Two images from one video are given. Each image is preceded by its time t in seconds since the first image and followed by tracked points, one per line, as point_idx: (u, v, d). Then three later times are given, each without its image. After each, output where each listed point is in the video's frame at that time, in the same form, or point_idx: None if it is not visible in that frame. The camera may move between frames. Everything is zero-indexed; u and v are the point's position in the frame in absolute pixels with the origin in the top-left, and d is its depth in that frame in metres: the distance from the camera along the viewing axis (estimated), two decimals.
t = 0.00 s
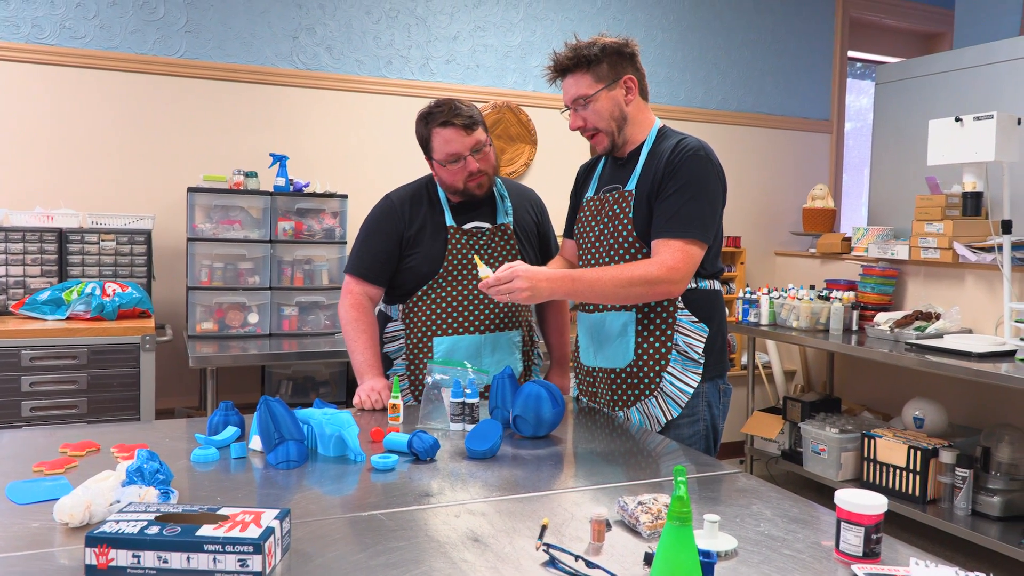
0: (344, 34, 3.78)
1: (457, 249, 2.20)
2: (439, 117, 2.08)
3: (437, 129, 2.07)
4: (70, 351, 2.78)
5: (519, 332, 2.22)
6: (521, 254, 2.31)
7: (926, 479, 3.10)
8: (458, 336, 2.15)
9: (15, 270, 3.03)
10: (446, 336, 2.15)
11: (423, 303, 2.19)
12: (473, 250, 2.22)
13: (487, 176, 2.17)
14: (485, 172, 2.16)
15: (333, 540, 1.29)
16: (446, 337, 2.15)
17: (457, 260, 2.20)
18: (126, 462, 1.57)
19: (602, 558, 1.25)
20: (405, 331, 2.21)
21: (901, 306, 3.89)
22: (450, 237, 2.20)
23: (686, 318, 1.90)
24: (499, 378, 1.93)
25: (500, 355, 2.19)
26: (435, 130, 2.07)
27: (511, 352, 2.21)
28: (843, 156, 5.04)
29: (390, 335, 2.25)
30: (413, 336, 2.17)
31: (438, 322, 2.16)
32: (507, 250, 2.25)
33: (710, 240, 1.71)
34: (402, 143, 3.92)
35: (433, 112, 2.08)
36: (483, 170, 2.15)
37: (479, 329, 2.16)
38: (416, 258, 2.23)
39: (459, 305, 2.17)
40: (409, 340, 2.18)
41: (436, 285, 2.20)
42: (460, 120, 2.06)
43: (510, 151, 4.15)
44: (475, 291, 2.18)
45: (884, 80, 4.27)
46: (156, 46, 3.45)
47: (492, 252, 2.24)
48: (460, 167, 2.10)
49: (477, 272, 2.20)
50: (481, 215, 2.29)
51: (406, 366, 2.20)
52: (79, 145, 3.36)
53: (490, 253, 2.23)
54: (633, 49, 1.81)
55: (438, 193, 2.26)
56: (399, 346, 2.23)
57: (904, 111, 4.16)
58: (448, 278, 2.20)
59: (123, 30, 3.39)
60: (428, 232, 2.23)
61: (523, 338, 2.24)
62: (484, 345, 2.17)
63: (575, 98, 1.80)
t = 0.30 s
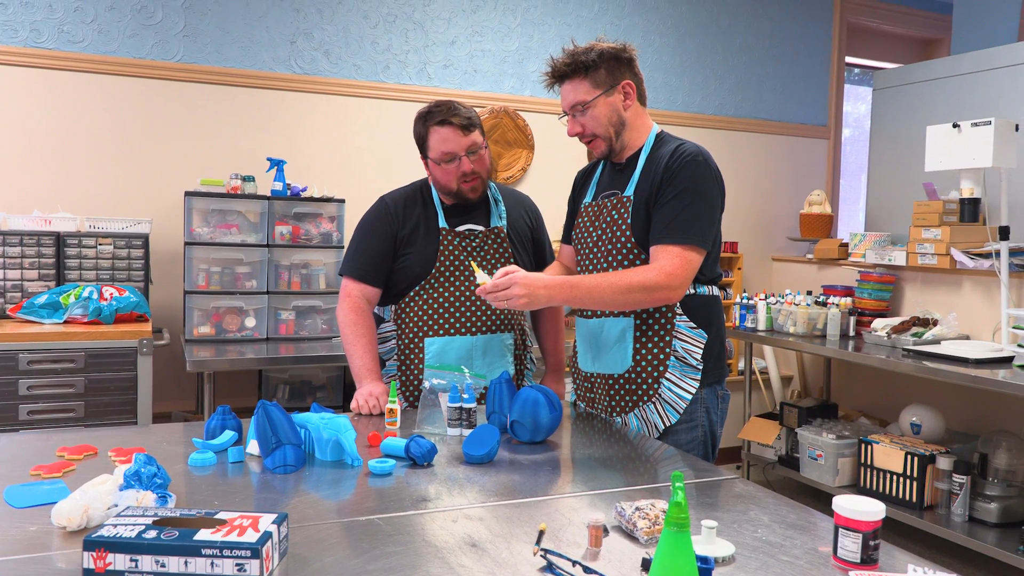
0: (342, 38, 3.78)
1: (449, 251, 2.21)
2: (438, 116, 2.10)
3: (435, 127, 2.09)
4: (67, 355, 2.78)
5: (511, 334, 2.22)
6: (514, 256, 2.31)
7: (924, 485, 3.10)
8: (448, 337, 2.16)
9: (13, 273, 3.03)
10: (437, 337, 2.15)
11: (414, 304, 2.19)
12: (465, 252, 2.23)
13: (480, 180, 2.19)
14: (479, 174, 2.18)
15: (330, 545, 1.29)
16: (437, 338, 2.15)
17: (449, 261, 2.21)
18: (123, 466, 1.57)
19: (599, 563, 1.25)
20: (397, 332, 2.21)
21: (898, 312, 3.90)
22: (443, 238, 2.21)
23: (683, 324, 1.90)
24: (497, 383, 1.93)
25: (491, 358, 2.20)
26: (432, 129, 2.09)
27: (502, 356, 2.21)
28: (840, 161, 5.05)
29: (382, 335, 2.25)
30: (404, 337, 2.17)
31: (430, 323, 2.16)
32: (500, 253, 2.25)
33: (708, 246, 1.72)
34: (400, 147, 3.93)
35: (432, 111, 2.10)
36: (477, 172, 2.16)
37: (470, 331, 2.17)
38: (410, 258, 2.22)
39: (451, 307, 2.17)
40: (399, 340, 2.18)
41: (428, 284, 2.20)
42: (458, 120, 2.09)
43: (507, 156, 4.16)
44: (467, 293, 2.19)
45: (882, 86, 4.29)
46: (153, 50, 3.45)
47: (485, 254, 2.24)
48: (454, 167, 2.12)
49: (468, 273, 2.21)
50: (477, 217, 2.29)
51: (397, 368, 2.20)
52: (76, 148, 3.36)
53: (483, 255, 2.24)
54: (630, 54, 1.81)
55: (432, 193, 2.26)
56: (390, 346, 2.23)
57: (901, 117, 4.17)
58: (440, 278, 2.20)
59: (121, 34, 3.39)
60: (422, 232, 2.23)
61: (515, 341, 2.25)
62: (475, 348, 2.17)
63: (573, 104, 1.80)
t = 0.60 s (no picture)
0: (344, 35, 3.76)
1: (444, 242, 2.21)
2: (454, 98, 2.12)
3: (447, 105, 2.11)
4: (69, 354, 2.77)
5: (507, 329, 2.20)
6: (512, 247, 2.29)
7: (932, 485, 3.08)
8: (444, 328, 2.15)
9: (15, 272, 3.02)
10: (432, 328, 2.15)
11: (409, 295, 2.19)
12: (460, 245, 2.22)
13: (477, 170, 2.17)
14: (477, 165, 2.16)
15: (333, 545, 1.27)
16: (432, 329, 2.15)
17: (443, 252, 2.21)
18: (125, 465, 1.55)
19: (606, 564, 1.23)
20: (393, 325, 2.21)
21: (905, 309, 3.87)
22: (438, 229, 2.21)
23: (691, 325, 1.88)
24: (501, 381, 1.92)
25: (486, 348, 2.18)
26: (445, 105, 2.11)
27: (498, 349, 2.20)
28: (847, 158, 5.02)
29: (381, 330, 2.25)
30: (400, 330, 2.18)
31: (425, 315, 2.16)
32: (497, 246, 2.24)
33: (712, 250, 1.70)
34: (403, 145, 3.92)
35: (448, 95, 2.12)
36: (476, 162, 2.15)
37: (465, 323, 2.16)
38: (405, 248, 2.23)
39: (447, 298, 2.18)
40: (396, 334, 2.18)
41: (423, 274, 2.20)
42: (475, 104, 2.10)
43: (511, 153, 4.14)
44: (460, 284, 2.19)
45: (890, 81, 4.26)
46: (154, 48, 3.43)
47: (482, 246, 2.23)
48: (457, 149, 2.12)
49: (462, 265, 2.21)
50: (475, 212, 2.29)
51: (394, 361, 2.20)
52: (78, 146, 3.35)
53: (479, 249, 2.23)
54: (637, 52, 1.77)
55: (430, 186, 2.27)
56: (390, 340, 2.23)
57: (910, 112, 4.14)
58: (434, 269, 2.20)
59: (122, 31, 3.38)
60: (416, 223, 2.23)
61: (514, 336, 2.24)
62: (471, 339, 2.16)
63: (577, 103, 1.78)
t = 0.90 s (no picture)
0: (351, 29, 3.76)
1: (445, 234, 2.22)
2: (468, 95, 2.08)
3: (458, 102, 2.08)
4: (78, 349, 2.78)
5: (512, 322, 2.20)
6: (516, 239, 2.27)
7: (941, 478, 3.07)
8: (444, 320, 2.17)
9: (24, 268, 3.04)
10: (432, 320, 2.17)
11: (413, 288, 2.22)
12: (464, 237, 2.23)
13: (480, 171, 2.18)
14: (481, 166, 2.17)
15: (342, 538, 1.27)
16: (433, 320, 2.17)
17: (444, 244, 2.22)
18: (136, 459, 1.56)
19: (614, 557, 1.23)
20: (399, 318, 2.25)
21: (914, 302, 3.85)
22: (441, 223, 2.21)
23: (703, 319, 1.88)
24: (508, 375, 1.92)
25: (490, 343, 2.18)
26: (457, 102, 2.08)
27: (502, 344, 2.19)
28: (855, 151, 4.99)
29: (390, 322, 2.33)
30: (405, 322, 2.20)
31: (427, 307, 2.19)
32: (502, 238, 2.23)
33: (715, 239, 1.69)
34: (410, 139, 3.91)
35: (466, 89, 2.09)
36: (480, 162, 2.15)
37: (466, 313, 2.18)
38: (407, 243, 2.28)
39: (450, 288, 2.19)
40: (401, 326, 2.21)
41: (426, 266, 2.22)
42: (484, 104, 2.07)
43: (518, 146, 4.13)
44: (463, 276, 2.21)
45: (898, 73, 4.24)
46: (161, 43, 3.44)
47: (484, 238, 2.23)
48: (462, 148, 2.12)
49: (463, 257, 2.23)
50: (480, 206, 2.28)
51: (400, 353, 2.24)
52: (86, 142, 3.35)
53: (484, 240, 2.23)
54: (624, 50, 1.72)
55: (437, 179, 2.30)
56: (397, 333, 2.30)
57: (919, 105, 4.12)
58: (435, 260, 2.22)
59: (128, 26, 3.38)
60: (418, 218, 2.27)
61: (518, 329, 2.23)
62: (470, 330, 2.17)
63: (567, 107, 1.74)
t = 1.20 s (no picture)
0: (355, 22, 3.75)
1: (443, 228, 2.22)
2: (466, 90, 2.09)
3: (455, 98, 2.08)
4: (84, 343, 2.78)
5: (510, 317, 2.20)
6: (514, 233, 2.25)
7: (946, 472, 3.06)
8: (442, 313, 2.18)
9: (30, 261, 3.04)
10: (429, 314, 2.18)
11: (414, 282, 2.24)
12: (462, 232, 2.23)
13: (479, 164, 2.16)
14: (480, 159, 2.15)
15: (347, 531, 1.28)
16: (429, 314, 2.18)
17: (442, 238, 2.22)
18: (141, 452, 1.57)
19: (620, 550, 1.23)
20: (401, 311, 2.28)
21: (920, 296, 3.84)
22: (439, 218, 2.22)
23: (705, 309, 1.88)
24: (512, 368, 1.92)
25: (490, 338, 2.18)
26: (454, 99, 2.09)
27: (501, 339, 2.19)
28: (861, 144, 4.97)
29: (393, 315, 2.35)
30: (405, 314, 2.22)
31: (426, 300, 2.20)
32: (499, 232, 2.22)
33: (716, 221, 1.69)
34: (415, 132, 3.91)
35: (466, 83, 2.10)
36: (479, 157, 2.14)
37: (464, 307, 2.18)
38: (405, 238, 2.30)
39: (449, 282, 2.20)
40: (402, 319, 2.23)
41: (422, 261, 2.23)
42: (479, 98, 2.06)
43: (522, 140, 4.12)
44: (461, 270, 2.21)
45: (904, 66, 4.22)
46: (165, 36, 3.43)
47: (483, 232, 2.23)
48: (458, 143, 2.11)
49: (461, 250, 2.22)
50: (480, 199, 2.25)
51: (401, 345, 2.25)
52: (91, 135, 3.36)
53: (481, 234, 2.23)
54: (601, 49, 1.72)
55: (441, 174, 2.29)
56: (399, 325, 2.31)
57: (925, 97, 4.10)
58: (433, 253, 2.23)
59: (132, 19, 3.38)
60: (417, 213, 2.28)
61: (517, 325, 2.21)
62: (466, 323, 2.18)
63: (553, 111, 1.73)
